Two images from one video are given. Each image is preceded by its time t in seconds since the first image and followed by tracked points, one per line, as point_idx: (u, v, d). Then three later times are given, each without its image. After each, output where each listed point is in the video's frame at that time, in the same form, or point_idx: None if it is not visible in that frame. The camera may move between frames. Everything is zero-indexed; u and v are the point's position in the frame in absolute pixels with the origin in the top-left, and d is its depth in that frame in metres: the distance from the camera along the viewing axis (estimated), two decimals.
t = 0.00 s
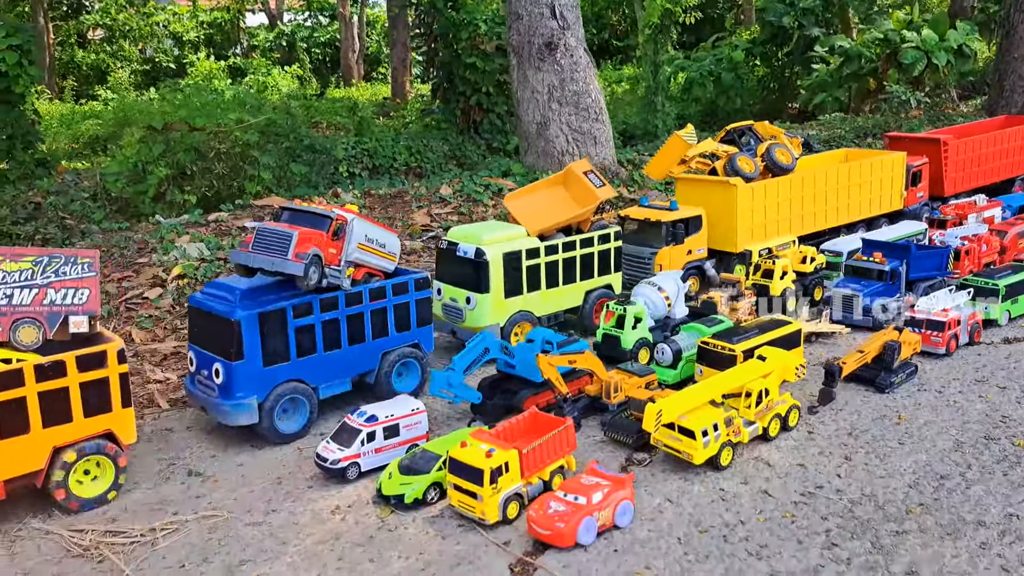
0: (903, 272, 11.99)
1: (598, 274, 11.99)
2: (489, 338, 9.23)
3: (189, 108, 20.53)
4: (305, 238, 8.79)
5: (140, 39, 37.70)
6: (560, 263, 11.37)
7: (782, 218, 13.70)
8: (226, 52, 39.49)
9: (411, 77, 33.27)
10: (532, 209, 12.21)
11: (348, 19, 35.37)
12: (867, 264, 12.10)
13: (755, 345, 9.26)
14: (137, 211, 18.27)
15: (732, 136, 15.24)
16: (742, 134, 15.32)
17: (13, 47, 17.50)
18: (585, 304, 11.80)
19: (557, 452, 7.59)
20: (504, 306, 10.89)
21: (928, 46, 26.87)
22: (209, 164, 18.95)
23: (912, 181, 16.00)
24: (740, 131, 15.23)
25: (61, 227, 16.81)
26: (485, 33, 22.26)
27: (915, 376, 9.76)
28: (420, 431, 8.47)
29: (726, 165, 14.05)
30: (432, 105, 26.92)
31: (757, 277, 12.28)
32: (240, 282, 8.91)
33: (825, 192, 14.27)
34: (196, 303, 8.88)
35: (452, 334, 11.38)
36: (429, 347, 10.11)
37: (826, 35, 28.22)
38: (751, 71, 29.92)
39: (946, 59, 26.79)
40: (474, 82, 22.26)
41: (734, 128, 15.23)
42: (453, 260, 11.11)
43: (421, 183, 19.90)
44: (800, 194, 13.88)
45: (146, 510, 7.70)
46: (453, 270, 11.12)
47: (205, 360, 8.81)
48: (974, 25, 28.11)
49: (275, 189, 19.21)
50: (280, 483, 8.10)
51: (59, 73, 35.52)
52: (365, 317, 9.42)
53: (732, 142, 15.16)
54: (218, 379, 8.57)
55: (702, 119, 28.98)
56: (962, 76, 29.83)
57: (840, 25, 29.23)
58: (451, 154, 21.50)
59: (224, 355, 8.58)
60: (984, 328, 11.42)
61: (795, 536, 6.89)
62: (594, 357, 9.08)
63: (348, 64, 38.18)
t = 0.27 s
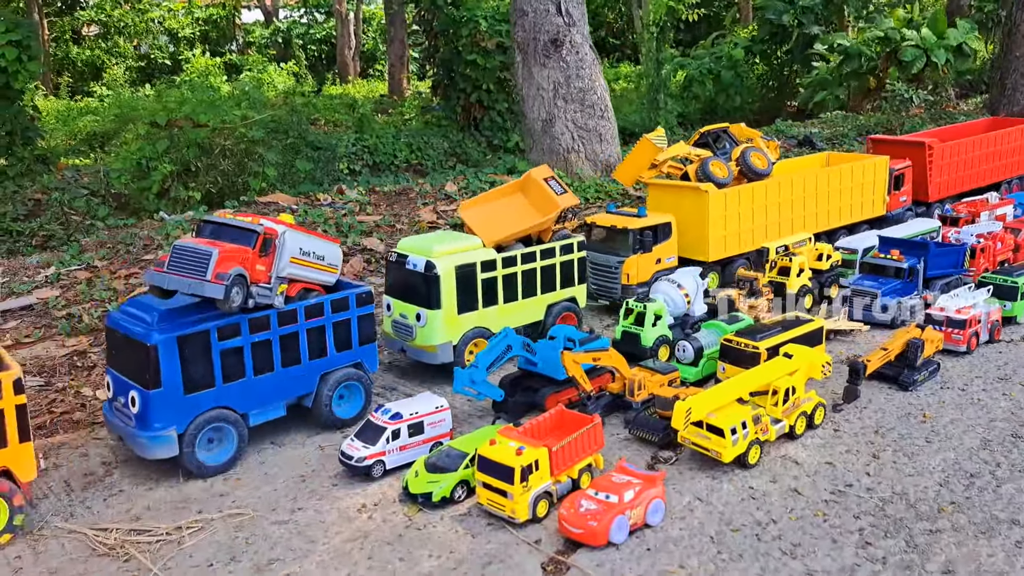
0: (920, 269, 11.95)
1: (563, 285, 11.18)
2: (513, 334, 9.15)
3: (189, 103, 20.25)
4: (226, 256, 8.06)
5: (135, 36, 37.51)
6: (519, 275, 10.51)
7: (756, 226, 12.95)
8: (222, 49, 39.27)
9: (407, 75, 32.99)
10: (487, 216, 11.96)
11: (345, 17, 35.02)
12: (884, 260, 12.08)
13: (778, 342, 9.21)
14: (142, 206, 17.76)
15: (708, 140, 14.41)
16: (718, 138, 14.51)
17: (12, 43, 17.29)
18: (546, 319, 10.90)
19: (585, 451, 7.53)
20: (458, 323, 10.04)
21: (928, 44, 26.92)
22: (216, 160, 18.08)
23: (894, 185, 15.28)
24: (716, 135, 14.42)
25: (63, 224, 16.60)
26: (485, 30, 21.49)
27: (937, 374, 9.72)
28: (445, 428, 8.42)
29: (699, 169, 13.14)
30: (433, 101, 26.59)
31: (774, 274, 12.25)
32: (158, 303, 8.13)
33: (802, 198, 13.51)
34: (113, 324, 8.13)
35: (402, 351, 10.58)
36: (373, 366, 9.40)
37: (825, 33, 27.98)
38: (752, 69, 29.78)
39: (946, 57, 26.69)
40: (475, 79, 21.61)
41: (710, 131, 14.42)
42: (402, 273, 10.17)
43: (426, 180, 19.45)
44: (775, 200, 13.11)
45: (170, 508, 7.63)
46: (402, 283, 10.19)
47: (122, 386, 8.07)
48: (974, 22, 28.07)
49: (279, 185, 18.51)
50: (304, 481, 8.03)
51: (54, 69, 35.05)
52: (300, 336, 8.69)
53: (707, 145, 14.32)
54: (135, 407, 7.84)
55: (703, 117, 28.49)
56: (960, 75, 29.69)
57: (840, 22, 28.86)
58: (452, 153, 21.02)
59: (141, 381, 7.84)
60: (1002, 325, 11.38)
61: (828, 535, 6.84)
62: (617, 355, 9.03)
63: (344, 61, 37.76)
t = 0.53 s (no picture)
0: (920, 264, 11.97)
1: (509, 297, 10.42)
2: (516, 328, 9.00)
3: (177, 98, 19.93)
4: (110, 268, 7.07)
5: (118, 32, 36.18)
6: (459, 285, 9.76)
7: (713, 232, 12.52)
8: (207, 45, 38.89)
9: (393, 72, 32.71)
10: (427, 222, 10.70)
11: (331, 14, 34.71)
12: (884, 255, 12.08)
13: (783, 336, 9.18)
14: (132, 202, 17.42)
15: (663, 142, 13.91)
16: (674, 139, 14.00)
17: None
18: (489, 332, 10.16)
19: (595, 445, 7.46)
20: (390, 338, 9.26)
21: (915, 43, 27.01)
22: (206, 155, 17.71)
23: (863, 189, 14.80)
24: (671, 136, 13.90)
25: (50, 218, 16.30)
26: (474, 26, 21.24)
27: (941, 368, 9.72)
28: (450, 423, 8.33)
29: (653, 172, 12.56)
30: (422, 97, 26.32)
31: (774, 269, 12.25)
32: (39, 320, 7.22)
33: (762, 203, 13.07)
34: None
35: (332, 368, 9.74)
36: (295, 387, 8.53)
37: (813, 32, 28.04)
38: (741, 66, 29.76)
39: (933, 56, 26.76)
40: (465, 76, 21.19)
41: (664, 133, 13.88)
42: (332, 284, 9.38)
43: (417, 176, 19.26)
44: (733, 205, 12.69)
45: (172, 505, 7.49)
46: (331, 295, 9.39)
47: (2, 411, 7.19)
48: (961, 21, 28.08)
49: (272, 180, 18.26)
50: (308, 477, 7.91)
51: (35, 65, 33.68)
52: (206, 356, 7.80)
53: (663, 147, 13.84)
54: (12, 436, 6.95)
55: (690, 114, 28.69)
56: (945, 74, 29.75)
57: (828, 20, 28.87)
58: (441, 149, 20.73)
59: (20, 406, 6.96)
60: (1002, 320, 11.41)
61: (841, 529, 6.79)
62: (624, 349, 8.98)
63: (330, 58, 37.33)
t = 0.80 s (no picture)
0: (908, 262, 12.05)
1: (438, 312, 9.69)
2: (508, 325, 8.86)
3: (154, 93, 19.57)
4: None
5: (92, 27, 35.51)
6: (380, 300, 9.05)
7: (662, 241, 12.03)
8: (182, 42, 38.36)
9: (371, 70, 32.45)
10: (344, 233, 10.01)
11: (309, 10, 34.36)
12: (873, 253, 12.15)
13: (776, 333, 9.19)
14: (109, 199, 17.11)
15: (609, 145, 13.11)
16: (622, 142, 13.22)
17: None
18: (416, 349, 9.47)
19: (591, 444, 7.38)
20: (300, 359, 8.52)
21: (893, 44, 27.22)
22: (186, 152, 17.39)
23: (820, 196, 14.27)
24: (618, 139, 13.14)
25: (25, 215, 15.94)
26: (455, 23, 20.98)
27: (931, 365, 9.77)
28: (443, 422, 8.22)
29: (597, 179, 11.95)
30: (402, 95, 26.10)
31: (763, 266, 12.26)
32: None
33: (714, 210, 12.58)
34: None
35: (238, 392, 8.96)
36: (187, 416, 7.75)
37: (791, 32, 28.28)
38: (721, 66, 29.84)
39: (911, 57, 27.01)
40: (446, 73, 20.97)
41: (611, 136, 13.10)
42: (239, 299, 8.65)
43: (400, 173, 19.09)
44: (683, 212, 12.19)
45: (160, 506, 7.31)
46: (238, 311, 8.67)
47: None
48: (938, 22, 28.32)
49: (252, 177, 18.12)
50: (299, 477, 7.77)
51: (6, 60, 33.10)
52: (82, 384, 7.02)
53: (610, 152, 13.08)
54: None
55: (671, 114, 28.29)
56: (920, 75, 30.01)
57: (806, 21, 29.04)
58: (421, 146, 20.55)
59: None
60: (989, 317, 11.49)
61: (840, 526, 6.76)
62: (618, 346, 8.91)
63: (308, 55, 36.89)
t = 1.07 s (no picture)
0: (910, 262, 12.06)
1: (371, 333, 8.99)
2: (513, 325, 8.85)
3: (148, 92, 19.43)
4: None
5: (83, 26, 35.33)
6: (306, 322, 8.40)
7: (620, 252, 11.34)
8: (174, 41, 38.17)
9: (365, 69, 32.32)
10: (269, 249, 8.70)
11: (302, 9, 34.20)
12: (874, 253, 12.15)
13: (781, 334, 9.17)
14: (104, 199, 17.06)
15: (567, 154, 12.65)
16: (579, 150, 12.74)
17: None
18: (348, 374, 8.80)
19: (598, 446, 7.34)
20: (214, 389, 7.84)
21: (887, 43, 27.26)
22: (182, 151, 17.23)
23: (791, 202, 13.69)
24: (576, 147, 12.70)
25: (20, 215, 15.83)
26: (449, 22, 20.79)
27: (935, 365, 9.77)
28: (449, 424, 8.19)
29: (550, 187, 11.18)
30: (396, 94, 26.01)
31: (765, 266, 12.25)
32: None
33: (675, 219, 11.91)
34: None
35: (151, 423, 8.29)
36: (83, 454, 7.05)
37: (785, 31, 28.30)
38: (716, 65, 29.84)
39: (905, 56, 27.07)
40: (440, 72, 20.86)
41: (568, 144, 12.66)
42: (149, 323, 7.98)
43: (396, 173, 19.02)
44: (642, 222, 11.51)
45: (164, 510, 7.25)
46: (148, 336, 8.00)
47: None
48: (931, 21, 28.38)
49: (249, 177, 18.09)
50: (304, 480, 7.72)
51: None
52: None
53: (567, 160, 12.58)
54: None
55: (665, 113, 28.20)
56: (914, 74, 30.05)
57: (801, 20, 29.07)
58: (416, 145, 20.48)
59: None
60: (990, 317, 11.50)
61: (849, 528, 6.73)
62: (623, 347, 8.88)
63: (301, 54, 36.70)
